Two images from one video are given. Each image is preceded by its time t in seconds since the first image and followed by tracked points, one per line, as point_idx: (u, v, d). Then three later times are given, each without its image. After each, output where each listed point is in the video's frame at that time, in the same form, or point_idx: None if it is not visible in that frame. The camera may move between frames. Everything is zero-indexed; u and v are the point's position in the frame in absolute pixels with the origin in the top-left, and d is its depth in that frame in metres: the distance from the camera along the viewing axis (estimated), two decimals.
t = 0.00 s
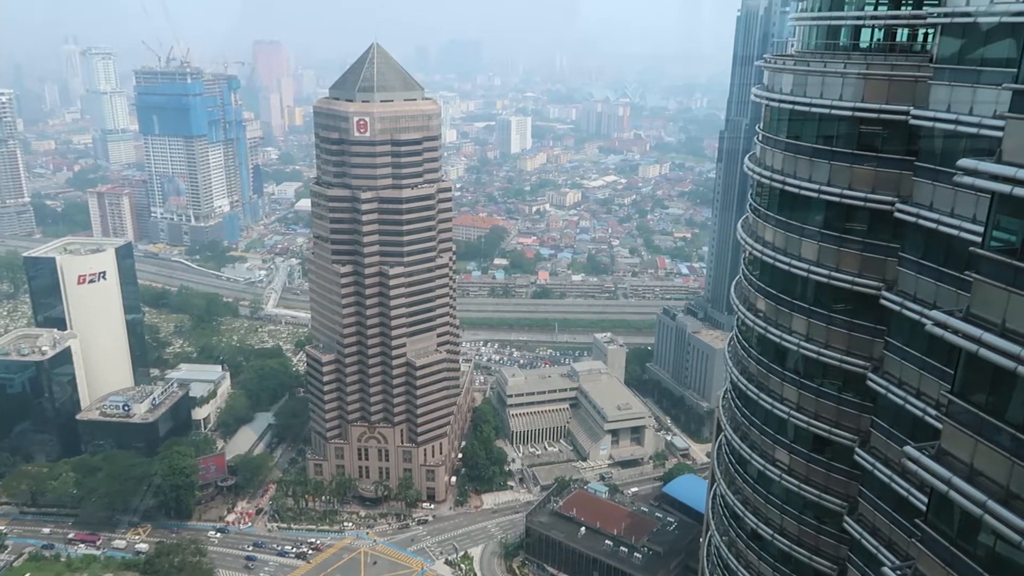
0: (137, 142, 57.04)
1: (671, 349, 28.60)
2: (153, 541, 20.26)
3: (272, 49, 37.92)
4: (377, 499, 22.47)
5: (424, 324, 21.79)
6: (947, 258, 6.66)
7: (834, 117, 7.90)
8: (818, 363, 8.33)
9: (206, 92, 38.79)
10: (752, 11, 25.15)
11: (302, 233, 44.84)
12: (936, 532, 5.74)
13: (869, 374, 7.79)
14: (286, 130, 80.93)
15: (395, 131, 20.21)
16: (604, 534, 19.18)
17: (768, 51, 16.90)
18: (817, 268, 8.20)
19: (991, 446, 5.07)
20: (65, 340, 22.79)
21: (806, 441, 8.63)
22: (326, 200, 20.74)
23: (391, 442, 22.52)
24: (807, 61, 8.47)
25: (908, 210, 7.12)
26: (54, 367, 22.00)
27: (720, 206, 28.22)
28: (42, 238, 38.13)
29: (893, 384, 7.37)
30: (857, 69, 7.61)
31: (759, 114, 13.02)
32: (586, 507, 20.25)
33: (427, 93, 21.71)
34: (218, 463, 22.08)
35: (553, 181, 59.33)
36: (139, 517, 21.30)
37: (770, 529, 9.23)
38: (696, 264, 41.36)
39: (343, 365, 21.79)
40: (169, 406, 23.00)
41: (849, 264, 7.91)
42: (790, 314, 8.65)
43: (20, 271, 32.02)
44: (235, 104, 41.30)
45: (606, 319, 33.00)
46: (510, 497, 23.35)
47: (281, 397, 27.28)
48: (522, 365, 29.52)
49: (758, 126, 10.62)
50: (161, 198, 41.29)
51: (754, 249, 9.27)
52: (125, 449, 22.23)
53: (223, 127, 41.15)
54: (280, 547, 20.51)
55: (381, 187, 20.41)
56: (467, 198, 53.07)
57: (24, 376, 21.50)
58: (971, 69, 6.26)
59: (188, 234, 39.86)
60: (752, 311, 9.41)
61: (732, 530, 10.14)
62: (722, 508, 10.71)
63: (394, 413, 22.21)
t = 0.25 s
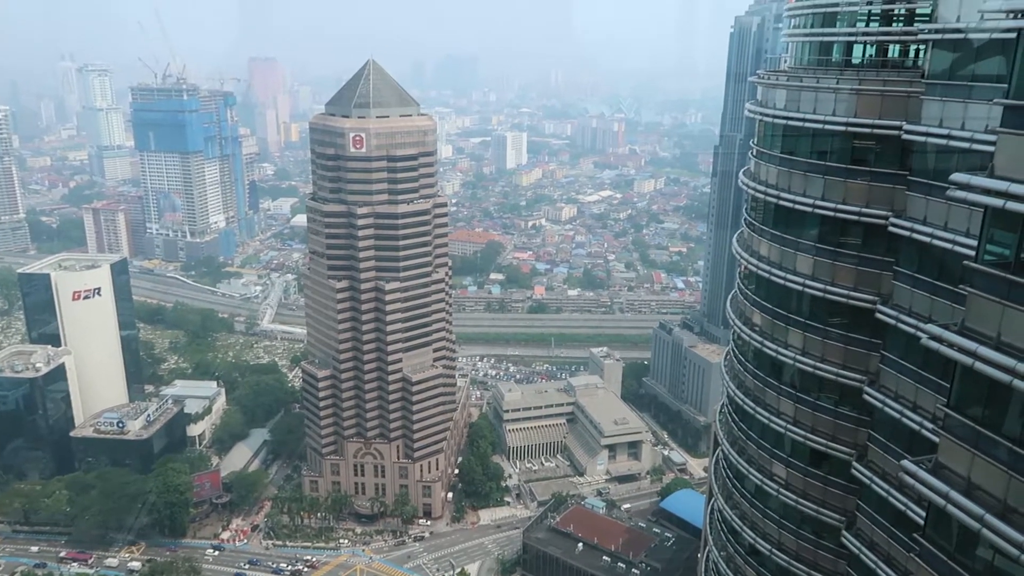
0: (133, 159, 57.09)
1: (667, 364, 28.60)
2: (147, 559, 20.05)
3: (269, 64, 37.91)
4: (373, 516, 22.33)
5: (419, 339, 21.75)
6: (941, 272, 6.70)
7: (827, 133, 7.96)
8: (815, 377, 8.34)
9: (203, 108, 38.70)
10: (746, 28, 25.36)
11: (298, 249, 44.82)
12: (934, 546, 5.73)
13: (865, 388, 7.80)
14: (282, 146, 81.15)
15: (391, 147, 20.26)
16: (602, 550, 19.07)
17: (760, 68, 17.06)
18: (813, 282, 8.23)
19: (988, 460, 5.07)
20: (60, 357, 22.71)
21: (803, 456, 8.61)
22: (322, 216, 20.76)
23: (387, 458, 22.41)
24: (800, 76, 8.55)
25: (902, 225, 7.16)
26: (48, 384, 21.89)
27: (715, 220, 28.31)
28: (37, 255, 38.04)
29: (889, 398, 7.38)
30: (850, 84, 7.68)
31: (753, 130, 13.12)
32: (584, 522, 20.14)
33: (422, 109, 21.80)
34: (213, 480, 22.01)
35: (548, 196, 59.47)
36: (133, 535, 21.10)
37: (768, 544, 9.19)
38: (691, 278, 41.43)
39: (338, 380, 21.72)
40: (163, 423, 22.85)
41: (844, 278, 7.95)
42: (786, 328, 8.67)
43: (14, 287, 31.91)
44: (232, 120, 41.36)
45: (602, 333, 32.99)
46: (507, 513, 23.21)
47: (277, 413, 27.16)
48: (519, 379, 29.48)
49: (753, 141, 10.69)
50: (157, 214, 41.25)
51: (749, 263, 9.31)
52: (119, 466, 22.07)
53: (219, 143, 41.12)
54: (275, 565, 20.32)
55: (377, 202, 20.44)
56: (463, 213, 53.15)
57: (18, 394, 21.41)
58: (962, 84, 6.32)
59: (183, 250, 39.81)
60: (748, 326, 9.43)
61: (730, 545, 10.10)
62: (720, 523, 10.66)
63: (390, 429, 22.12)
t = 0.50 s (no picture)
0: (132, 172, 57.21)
1: (666, 375, 28.59)
2: (143, 574, 19.90)
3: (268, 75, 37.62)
4: (371, 529, 22.22)
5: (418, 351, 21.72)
6: (939, 283, 6.71)
7: (824, 144, 8.00)
8: (813, 388, 8.34)
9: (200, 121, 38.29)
10: (742, 41, 25.48)
11: (296, 261, 44.83)
12: (934, 558, 5.71)
13: (864, 399, 7.80)
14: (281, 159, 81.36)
15: (389, 159, 20.32)
16: (602, 562, 18.98)
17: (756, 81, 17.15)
18: (811, 292, 8.24)
19: (988, 471, 5.06)
20: (57, 370, 22.63)
21: (803, 467, 8.59)
22: (320, 228, 20.78)
23: (385, 471, 22.33)
24: (796, 89, 8.62)
25: (900, 235, 7.19)
26: (45, 398, 21.83)
27: (713, 232, 28.36)
28: (35, 268, 38.00)
29: (888, 408, 7.38)
30: (846, 96, 7.72)
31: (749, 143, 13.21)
32: (583, 535, 20.05)
33: (421, 122, 21.90)
34: (210, 493, 21.86)
35: (546, 208, 59.59)
36: (130, 549, 20.94)
37: (769, 556, 9.14)
38: (690, 289, 41.48)
39: (337, 393, 21.67)
40: (161, 436, 22.75)
41: (842, 289, 7.96)
42: (784, 339, 8.67)
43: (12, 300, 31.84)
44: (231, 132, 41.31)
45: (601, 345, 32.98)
46: (506, 525, 23.08)
47: (275, 426, 27.08)
48: (517, 391, 29.46)
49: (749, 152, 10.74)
50: (155, 227, 41.22)
51: (747, 274, 9.32)
52: (116, 480, 21.95)
53: (217, 155, 40.95)
54: None
55: (375, 215, 20.48)
56: (461, 225, 53.22)
57: (14, 408, 21.24)
58: (957, 95, 6.36)
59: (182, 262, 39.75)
60: (746, 337, 9.43)
61: (730, 558, 10.05)
62: (720, 536, 10.61)
63: (389, 441, 22.06)
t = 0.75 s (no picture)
0: (131, 185, 57.30)
1: (665, 386, 28.57)
2: None
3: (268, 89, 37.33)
4: (370, 542, 22.10)
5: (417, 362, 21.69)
6: (938, 293, 6.73)
7: (822, 156, 8.04)
8: (813, 399, 8.34)
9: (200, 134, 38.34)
10: (739, 53, 25.61)
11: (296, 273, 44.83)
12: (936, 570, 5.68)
13: (863, 410, 7.80)
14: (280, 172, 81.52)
15: (388, 171, 20.37)
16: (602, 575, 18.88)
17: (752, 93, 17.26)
18: (809, 303, 8.25)
19: (989, 482, 5.05)
20: (55, 383, 22.56)
21: (803, 478, 8.57)
22: (319, 240, 20.80)
23: (384, 484, 22.25)
24: (794, 100, 8.67)
25: (898, 246, 7.21)
26: (43, 411, 21.79)
27: (712, 242, 28.39)
28: (34, 280, 37.97)
29: (888, 419, 7.37)
30: (843, 107, 7.77)
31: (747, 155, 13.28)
32: (583, 547, 19.96)
33: (420, 134, 21.99)
34: (208, 506, 21.78)
35: (545, 220, 59.69)
36: (127, 563, 20.80)
37: (769, 569, 9.11)
38: (689, 300, 41.48)
39: (336, 405, 21.61)
40: (159, 449, 22.68)
41: (841, 300, 7.97)
42: (783, 350, 8.68)
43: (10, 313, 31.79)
44: (231, 146, 41.33)
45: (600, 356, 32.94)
46: (506, 538, 22.95)
47: (274, 439, 27.01)
48: (517, 403, 29.42)
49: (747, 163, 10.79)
50: (154, 240, 41.21)
51: (746, 285, 9.34)
52: (114, 493, 21.85)
53: (217, 168, 40.97)
54: None
55: (374, 227, 20.51)
56: (460, 237, 53.25)
57: (12, 421, 21.13)
58: (954, 106, 6.40)
59: (180, 274, 39.73)
60: (745, 347, 9.43)
61: (731, 570, 10.00)
62: (720, 548, 10.56)
63: (388, 453, 21.99)
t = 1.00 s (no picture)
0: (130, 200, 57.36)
1: (665, 400, 28.52)
2: None
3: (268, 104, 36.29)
4: (369, 558, 21.96)
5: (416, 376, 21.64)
6: (937, 306, 6.74)
7: (819, 170, 8.07)
8: (813, 412, 8.32)
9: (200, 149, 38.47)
10: (736, 67, 25.72)
11: (295, 287, 44.81)
12: None
13: (863, 423, 7.79)
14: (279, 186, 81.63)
15: (387, 186, 20.44)
16: None
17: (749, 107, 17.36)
18: (808, 316, 8.26)
19: (990, 495, 5.03)
20: (52, 399, 22.45)
21: (803, 492, 8.54)
22: (318, 254, 20.82)
23: (383, 498, 22.14)
24: (791, 114, 8.72)
25: (896, 259, 7.23)
26: (40, 426, 21.69)
27: (710, 256, 28.45)
28: (32, 295, 37.90)
29: (888, 432, 7.35)
30: (840, 121, 7.81)
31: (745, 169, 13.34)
32: (583, 562, 19.83)
33: (418, 149, 22.10)
34: (206, 522, 21.68)
35: (543, 233, 59.80)
36: None
37: None
38: (688, 313, 41.48)
39: (334, 419, 21.54)
40: (156, 464, 22.58)
41: (839, 312, 7.98)
42: (782, 363, 8.68)
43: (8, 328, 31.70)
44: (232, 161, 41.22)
45: (600, 370, 32.86)
46: (506, 553, 22.79)
47: (272, 454, 26.88)
48: (516, 417, 29.35)
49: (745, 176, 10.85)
50: (152, 254, 41.13)
51: (745, 297, 9.35)
52: (110, 509, 21.69)
53: (216, 183, 41.02)
54: None
55: (373, 241, 20.55)
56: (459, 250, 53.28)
57: (9, 436, 21.00)
58: (950, 120, 6.43)
59: (179, 289, 39.64)
60: (745, 360, 9.43)
61: None
62: (721, 563, 10.49)
63: (387, 468, 21.90)
